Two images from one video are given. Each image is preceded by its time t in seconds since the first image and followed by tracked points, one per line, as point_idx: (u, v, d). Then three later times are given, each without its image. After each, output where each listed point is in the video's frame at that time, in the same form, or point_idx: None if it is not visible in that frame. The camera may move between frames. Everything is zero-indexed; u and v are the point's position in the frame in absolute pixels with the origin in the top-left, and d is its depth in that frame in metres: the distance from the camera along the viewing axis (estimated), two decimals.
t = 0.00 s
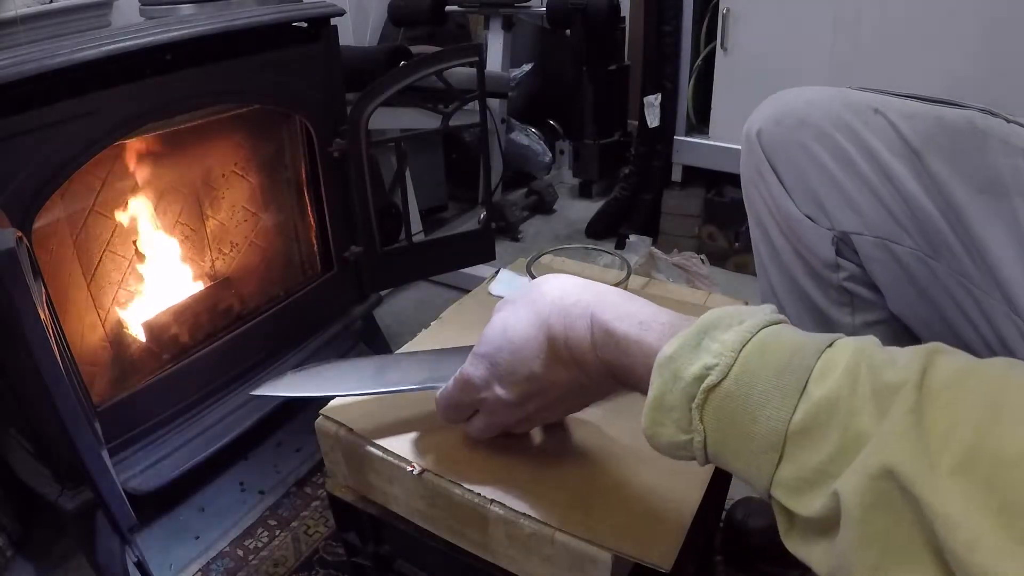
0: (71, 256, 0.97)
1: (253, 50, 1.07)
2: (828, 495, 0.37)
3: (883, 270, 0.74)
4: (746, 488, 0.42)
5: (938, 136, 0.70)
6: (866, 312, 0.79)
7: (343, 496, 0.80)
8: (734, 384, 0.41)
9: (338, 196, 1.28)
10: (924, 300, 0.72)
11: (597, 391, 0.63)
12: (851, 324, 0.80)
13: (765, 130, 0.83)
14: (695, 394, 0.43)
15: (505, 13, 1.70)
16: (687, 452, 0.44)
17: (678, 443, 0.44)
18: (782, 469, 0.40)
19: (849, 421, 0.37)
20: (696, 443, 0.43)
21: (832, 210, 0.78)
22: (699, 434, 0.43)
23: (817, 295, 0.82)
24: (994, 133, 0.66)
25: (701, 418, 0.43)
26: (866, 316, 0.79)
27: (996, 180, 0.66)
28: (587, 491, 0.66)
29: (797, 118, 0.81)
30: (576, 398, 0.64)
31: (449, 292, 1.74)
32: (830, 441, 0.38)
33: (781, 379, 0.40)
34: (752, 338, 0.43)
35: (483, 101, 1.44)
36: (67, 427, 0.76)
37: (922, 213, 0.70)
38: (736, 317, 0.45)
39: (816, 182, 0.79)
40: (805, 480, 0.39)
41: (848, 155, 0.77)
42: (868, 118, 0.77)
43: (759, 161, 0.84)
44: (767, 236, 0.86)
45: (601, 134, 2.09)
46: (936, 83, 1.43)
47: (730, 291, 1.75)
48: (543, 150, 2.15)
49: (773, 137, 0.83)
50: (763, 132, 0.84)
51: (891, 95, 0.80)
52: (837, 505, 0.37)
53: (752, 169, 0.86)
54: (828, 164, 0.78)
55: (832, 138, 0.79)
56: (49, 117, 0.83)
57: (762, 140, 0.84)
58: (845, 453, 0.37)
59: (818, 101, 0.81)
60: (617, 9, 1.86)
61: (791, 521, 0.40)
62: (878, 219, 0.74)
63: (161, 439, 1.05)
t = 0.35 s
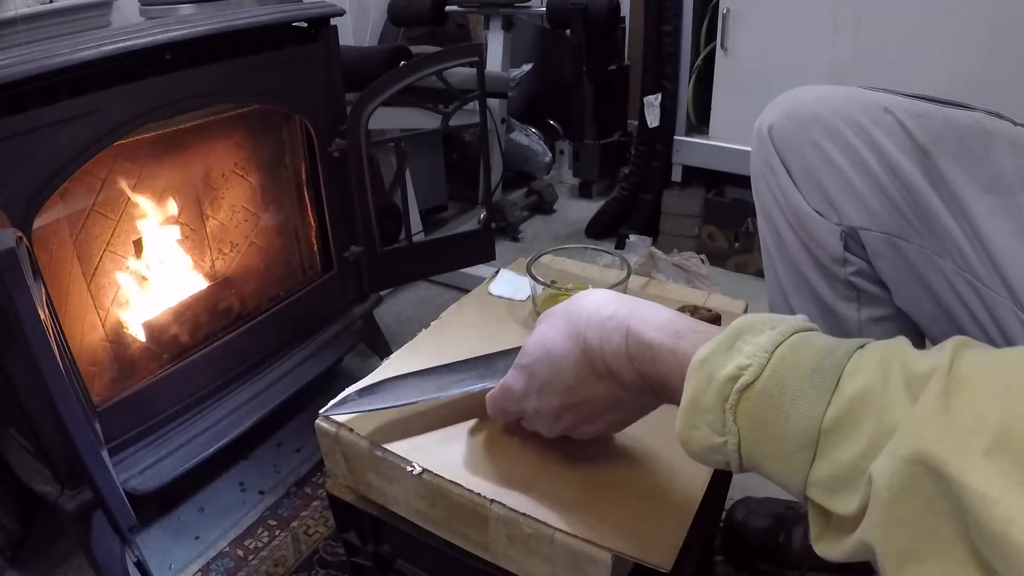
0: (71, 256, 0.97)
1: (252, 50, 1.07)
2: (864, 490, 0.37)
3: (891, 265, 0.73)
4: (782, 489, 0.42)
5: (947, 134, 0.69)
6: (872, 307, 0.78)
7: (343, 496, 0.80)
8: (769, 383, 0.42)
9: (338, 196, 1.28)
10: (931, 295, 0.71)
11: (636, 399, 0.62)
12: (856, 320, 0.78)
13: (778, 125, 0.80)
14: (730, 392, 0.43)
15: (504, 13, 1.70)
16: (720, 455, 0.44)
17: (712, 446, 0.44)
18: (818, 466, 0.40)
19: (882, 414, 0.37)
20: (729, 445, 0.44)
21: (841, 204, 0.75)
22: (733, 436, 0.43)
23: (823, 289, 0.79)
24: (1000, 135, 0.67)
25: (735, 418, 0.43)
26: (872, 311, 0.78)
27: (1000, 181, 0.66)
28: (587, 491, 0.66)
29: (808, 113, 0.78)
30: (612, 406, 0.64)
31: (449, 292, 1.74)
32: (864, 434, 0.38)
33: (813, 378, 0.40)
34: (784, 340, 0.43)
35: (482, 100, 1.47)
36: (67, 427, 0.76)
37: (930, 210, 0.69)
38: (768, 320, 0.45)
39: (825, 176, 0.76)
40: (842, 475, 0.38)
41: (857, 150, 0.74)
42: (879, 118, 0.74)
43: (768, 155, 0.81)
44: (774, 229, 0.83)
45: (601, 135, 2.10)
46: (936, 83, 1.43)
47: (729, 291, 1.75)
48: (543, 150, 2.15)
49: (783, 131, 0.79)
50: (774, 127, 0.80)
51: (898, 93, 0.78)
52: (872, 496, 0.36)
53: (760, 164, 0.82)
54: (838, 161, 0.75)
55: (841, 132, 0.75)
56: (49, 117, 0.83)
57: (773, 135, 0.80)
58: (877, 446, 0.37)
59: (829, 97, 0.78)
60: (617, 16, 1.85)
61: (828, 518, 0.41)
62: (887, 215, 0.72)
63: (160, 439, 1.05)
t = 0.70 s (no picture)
0: (71, 256, 0.97)
1: (252, 50, 1.07)
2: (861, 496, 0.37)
3: (895, 262, 0.73)
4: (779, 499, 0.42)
5: (949, 133, 0.70)
6: (875, 304, 0.78)
7: (343, 496, 0.80)
8: (768, 390, 0.42)
9: (337, 196, 1.28)
10: (934, 293, 0.71)
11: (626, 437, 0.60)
12: (859, 317, 0.78)
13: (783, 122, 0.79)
14: (730, 399, 0.43)
15: (505, 13, 1.70)
16: (720, 463, 0.44)
17: (712, 454, 0.44)
18: (815, 472, 0.39)
19: (879, 416, 0.37)
20: (729, 453, 0.43)
21: (845, 201, 0.75)
22: (733, 444, 0.43)
23: (827, 287, 0.79)
24: (1006, 135, 0.67)
25: (734, 425, 0.43)
26: (875, 309, 0.78)
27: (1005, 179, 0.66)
28: (587, 491, 0.66)
29: (814, 109, 0.78)
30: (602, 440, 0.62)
31: (449, 292, 1.74)
32: (862, 436, 0.38)
33: (812, 384, 0.41)
34: (783, 351, 0.43)
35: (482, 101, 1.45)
36: (67, 428, 0.76)
37: (934, 206, 0.69)
38: (767, 333, 0.45)
39: (830, 173, 0.76)
40: (840, 479, 0.38)
41: (862, 146, 0.74)
42: (884, 115, 0.74)
43: (773, 151, 0.80)
44: (778, 225, 0.83)
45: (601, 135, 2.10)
46: (937, 83, 1.43)
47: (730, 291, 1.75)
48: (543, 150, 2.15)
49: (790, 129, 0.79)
50: (780, 124, 0.80)
51: (902, 92, 0.78)
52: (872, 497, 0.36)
53: (765, 162, 0.82)
54: (843, 157, 0.75)
55: (846, 129, 0.75)
56: (49, 117, 0.83)
57: (779, 132, 0.79)
58: (876, 447, 0.37)
59: (833, 94, 0.78)
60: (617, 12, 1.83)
61: (826, 530, 0.40)
62: (892, 212, 0.72)
63: (160, 439, 1.05)
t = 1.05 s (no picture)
0: (71, 256, 0.97)
1: (252, 51, 1.07)
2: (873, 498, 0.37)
3: (897, 261, 0.73)
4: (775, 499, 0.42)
5: (951, 131, 0.69)
6: (877, 303, 0.78)
7: (343, 496, 0.80)
8: (769, 381, 0.42)
9: (338, 196, 1.28)
10: (935, 292, 0.71)
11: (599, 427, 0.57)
12: (860, 315, 0.79)
13: (785, 121, 0.79)
14: (729, 389, 0.43)
15: (505, 13, 1.70)
16: (713, 459, 0.44)
17: (706, 447, 0.44)
18: (821, 469, 0.39)
19: (894, 410, 0.38)
20: (725, 446, 0.43)
21: (848, 199, 0.75)
22: (730, 437, 0.43)
23: (829, 285, 0.80)
24: (1007, 133, 0.66)
25: (732, 415, 0.43)
26: (876, 307, 0.78)
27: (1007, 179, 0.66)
28: (586, 490, 0.66)
29: (815, 107, 0.78)
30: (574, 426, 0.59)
31: (449, 292, 1.74)
32: (874, 432, 0.38)
33: (816, 376, 0.41)
34: (784, 337, 0.43)
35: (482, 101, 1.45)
36: (67, 427, 0.76)
37: (936, 205, 0.69)
38: (764, 319, 0.45)
39: (832, 171, 0.76)
40: (848, 477, 0.38)
41: (864, 145, 0.74)
42: (886, 113, 0.74)
43: (775, 150, 0.81)
44: (780, 223, 0.83)
45: (601, 134, 2.10)
46: (937, 83, 1.43)
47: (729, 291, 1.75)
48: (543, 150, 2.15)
49: (791, 127, 0.79)
50: (782, 122, 0.80)
51: (906, 90, 0.78)
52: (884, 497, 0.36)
53: (767, 160, 0.83)
54: (845, 156, 0.75)
55: (848, 128, 0.76)
56: (51, 117, 0.83)
57: (780, 130, 0.80)
58: (889, 445, 0.37)
59: (836, 92, 0.78)
60: (617, 12, 1.82)
61: (826, 531, 0.41)
62: (894, 211, 0.72)
63: (160, 439, 1.05)
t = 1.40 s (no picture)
0: (71, 256, 0.97)
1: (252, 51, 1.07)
2: (877, 464, 0.41)
3: (900, 262, 0.72)
4: (787, 476, 0.45)
5: (956, 131, 0.69)
6: (879, 304, 0.78)
7: (343, 496, 0.80)
8: (796, 363, 0.46)
9: (337, 196, 1.28)
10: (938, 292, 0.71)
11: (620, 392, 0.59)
12: (863, 316, 0.78)
13: (788, 120, 0.80)
14: (760, 367, 0.47)
15: (504, 13, 1.70)
16: (733, 431, 0.47)
17: (727, 419, 0.47)
18: (832, 440, 0.43)
19: (903, 390, 0.42)
20: (745, 418, 0.46)
21: (851, 199, 0.75)
22: (751, 411, 0.46)
23: (832, 285, 0.79)
24: (1009, 134, 0.67)
25: (758, 392, 0.46)
26: (879, 308, 0.78)
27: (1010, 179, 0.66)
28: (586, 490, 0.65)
29: (819, 107, 0.78)
30: (601, 384, 0.61)
31: (449, 292, 1.74)
32: (884, 407, 0.42)
33: (838, 362, 0.45)
34: (814, 333, 0.48)
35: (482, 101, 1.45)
36: (66, 427, 0.76)
37: (939, 205, 0.68)
38: (798, 319, 0.50)
39: (835, 170, 0.76)
40: (856, 447, 0.42)
41: (867, 145, 0.74)
42: (889, 113, 0.75)
43: (779, 150, 0.81)
44: (783, 225, 0.83)
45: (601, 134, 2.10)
46: (937, 83, 1.43)
47: (729, 291, 1.75)
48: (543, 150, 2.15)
49: (795, 127, 0.79)
50: (785, 122, 0.80)
51: (908, 90, 0.78)
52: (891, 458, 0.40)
53: (771, 160, 0.83)
54: (848, 155, 0.75)
55: (852, 128, 0.76)
56: (52, 117, 0.83)
57: (783, 130, 0.80)
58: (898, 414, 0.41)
59: (840, 93, 0.78)
60: (617, 12, 1.82)
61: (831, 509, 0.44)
62: (897, 211, 0.72)
63: (161, 439, 1.05)
